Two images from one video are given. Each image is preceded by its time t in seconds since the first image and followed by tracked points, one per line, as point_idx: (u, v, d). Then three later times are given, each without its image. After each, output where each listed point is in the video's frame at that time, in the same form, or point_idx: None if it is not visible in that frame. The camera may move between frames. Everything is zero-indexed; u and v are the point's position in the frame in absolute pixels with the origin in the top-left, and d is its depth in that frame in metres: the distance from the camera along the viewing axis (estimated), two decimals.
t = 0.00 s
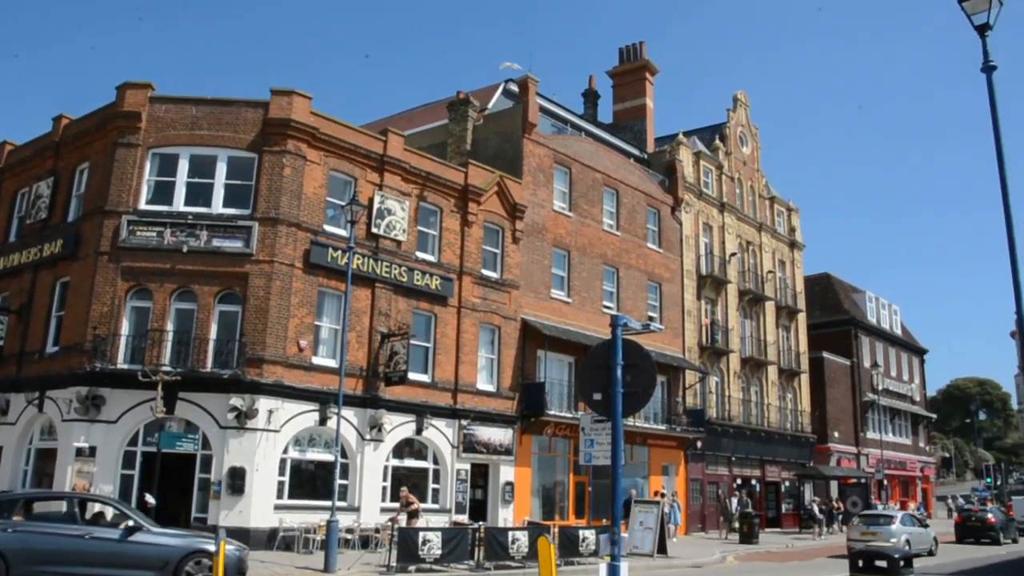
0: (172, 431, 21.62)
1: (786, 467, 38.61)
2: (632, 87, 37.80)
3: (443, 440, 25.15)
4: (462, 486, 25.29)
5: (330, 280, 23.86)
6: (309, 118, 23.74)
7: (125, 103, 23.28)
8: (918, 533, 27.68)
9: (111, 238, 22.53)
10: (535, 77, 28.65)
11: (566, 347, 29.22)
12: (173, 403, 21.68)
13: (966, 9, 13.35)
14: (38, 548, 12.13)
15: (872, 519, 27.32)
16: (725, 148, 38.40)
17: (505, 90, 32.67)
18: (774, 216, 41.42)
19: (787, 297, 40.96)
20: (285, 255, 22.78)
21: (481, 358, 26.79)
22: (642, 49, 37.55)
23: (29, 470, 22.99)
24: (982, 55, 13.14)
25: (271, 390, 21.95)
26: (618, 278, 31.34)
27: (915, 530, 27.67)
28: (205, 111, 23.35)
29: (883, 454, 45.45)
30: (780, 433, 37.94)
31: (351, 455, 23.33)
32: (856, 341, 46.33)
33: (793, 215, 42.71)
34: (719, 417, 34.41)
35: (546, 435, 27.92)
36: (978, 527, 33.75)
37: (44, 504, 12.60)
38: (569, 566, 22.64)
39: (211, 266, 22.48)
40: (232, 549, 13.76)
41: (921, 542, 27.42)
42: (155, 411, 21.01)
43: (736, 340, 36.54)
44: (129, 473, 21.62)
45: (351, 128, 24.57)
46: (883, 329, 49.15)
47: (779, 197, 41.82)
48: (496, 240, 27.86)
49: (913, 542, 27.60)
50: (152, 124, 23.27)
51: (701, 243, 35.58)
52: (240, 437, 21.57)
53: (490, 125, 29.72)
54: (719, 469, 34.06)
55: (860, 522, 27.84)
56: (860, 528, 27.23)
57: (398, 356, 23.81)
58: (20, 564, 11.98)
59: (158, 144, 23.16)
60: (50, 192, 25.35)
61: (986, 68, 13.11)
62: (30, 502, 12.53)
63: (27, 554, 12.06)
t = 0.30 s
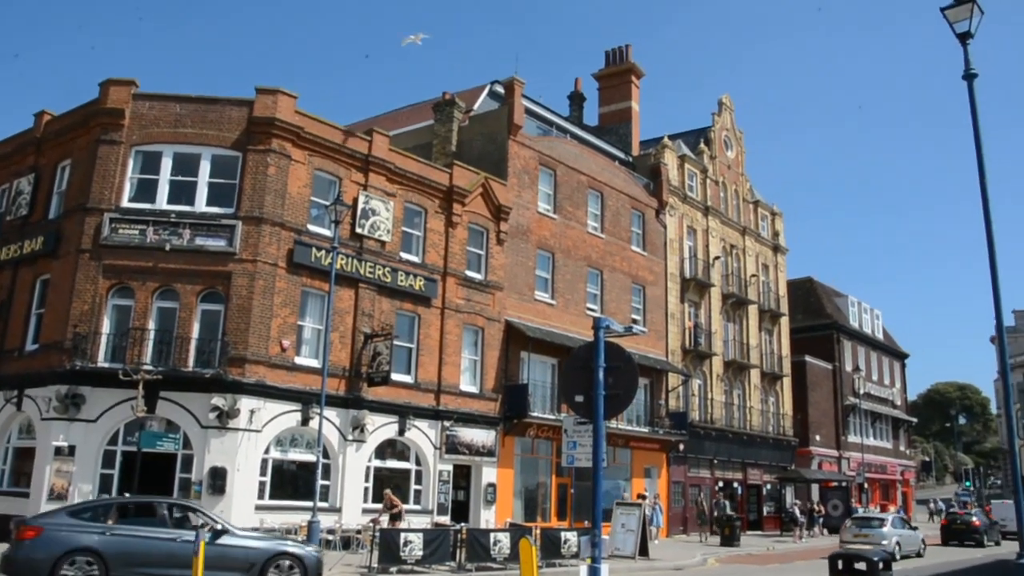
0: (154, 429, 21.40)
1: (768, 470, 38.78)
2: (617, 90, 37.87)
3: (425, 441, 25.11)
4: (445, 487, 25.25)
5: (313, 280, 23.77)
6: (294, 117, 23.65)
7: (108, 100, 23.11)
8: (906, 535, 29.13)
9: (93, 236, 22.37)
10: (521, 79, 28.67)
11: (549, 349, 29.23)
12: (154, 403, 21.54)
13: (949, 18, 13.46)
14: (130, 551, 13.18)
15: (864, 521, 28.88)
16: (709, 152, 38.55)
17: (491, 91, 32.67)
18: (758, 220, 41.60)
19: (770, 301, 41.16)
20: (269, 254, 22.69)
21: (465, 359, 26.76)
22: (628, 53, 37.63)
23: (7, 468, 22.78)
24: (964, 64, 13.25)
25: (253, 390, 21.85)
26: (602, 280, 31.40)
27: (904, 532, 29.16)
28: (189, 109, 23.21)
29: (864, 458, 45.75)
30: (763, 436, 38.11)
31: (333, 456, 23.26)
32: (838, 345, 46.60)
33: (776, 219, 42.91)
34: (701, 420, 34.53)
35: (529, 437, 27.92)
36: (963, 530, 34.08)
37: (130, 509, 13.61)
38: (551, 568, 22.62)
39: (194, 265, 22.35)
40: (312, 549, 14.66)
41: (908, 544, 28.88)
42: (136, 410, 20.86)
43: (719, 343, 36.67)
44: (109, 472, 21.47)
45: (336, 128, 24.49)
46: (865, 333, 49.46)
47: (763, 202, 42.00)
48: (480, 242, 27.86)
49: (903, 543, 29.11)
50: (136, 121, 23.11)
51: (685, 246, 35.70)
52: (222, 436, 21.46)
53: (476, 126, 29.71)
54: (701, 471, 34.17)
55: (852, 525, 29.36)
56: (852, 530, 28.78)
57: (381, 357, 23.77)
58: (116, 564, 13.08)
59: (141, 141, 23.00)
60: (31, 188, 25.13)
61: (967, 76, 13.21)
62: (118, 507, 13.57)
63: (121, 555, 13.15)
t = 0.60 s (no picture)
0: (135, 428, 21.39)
1: (750, 472, 38.94)
2: (603, 92, 37.93)
3: (408, 442, 25.05)
4: (427, 488, 25.20)
5: (297, 280, 23.67)
6: (279, 116, 23.54)
7: (91, 97, 22.92)
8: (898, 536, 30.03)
9: (74, 234, 22.18)
10: (507, 80, 28.66)
11: (533, 351, 29.22)
12: (135, 402, 21.38)
13: (931, 24, 13.55)
14: (222, 553, 13.72)
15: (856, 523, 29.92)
16: (694, 155, 38.68)
17: (476, 92, 32.65)
18: (742, 223, 41.76)
19: (754, 303, 41.33)
20: (252, 253, 22.57)
21: (448, 360, 26.73)
22: (614, 55, 37.69)
23: None
24: (946, 69, 13.34)
25: (236, 390, 21.73)
26: (586, 282, 31.44)
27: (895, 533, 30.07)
28: (173, 107, 23.06)
29: (846, 460, 46.01)
30: (745, 438, 38.26)
31: (316, 456, 23.16)
32: (820, 348, 46.85)
33: (760, 222, 43.09)
34: (685, 422, 34.63)
35: (512, 438, 27.91)
36: (948, 531, 34.36)
37: (215, 514, 14.14)
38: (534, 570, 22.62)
39: (177, 264, 22.22)
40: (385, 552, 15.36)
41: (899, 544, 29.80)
42: (117, 410, 20.71)
43: (702, 345, 36.80)
44: (89, 472, 21.29)
45: (320, 127, 24.39)
46: (847, 336, 49.75)
47: (748, 205, 42.16)
48: (464, 242, 27.83)
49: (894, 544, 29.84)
50: (118, 119, 22.93)
51: (669, 249, 35.81)
52: (204, 436, 21.32)
53: (461, 126, 29.68)
54: (684, 473, 34.27)
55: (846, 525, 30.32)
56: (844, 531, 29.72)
57: (365, 357, 23.65)
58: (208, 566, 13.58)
59: (124, 139, 22.83)
60: (12, 185, 24.90)
61: (949, 81, 13.30)
62: (205, 513, 14.07)
63: (212, 558, 13.66)
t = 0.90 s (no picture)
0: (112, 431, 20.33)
1: (732, 475, 39.10)
2: (587, 94, 38.00)
3: (390, 444, 24.99)
4: (409, 490, 25.14)
5: (279, 281, 23.57)
6: (262, 116, 23.43)
7: (71, 95, 22.73)
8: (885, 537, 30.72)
9: (53, 233, 22.00)
10: (491, 82, 28.66)
11: (515, 353, 29.22)
12: (115, 403, 21.23)
13: (910, 31, 13.68)
14: (304, 557, 14.28)
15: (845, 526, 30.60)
16: (677, 158, 38.83)
17: (460, 94, 32.64)
18: (724, 226, 41.95)
19: (736, 306, 41.52)
20: (234, 254, 22.45)
21: (430, 362, 26.69)
22: (598, 58, 37.77)
23: None
24: (925, 76, 13.47)
25: (216, 391, 21.59)
26: (569, 284, 31.49)
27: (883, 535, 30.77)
28: (154, 106, 22.90)
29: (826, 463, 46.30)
30: (727, 440, 38.41)
31: (297, 458, 23.05)
32: (801, 351, 47.12)
33: (742, 225, 43.30)
34: (666, 424, 34.74)
35: (494, 441, 27.90)
36: (932, 533, 34.63)
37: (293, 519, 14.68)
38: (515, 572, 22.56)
39: (158, 264, 22.07)
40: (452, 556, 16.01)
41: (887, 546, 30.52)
42: (95, 411, 20.54)
43: (684, 348, 36.93)
44: (66, 474, 21.12)
45: (303, 128, 24.30)
46: (829, 340, 50.06)
47: (730, 208, 42.36)
48: (447, 244, 27.80)
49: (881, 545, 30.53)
50: (99, 117, 22.76)
51: (652, 252, 35.93)
52: (184, 438, 21.18)
53: (445, 128, 29.65)
54: (665, 476, 34.36)
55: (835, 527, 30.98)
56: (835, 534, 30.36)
57: (347, 359, 23.55)
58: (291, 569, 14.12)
59: (104, 138, 22.66)
60: None
61: (928, 88, 13.41)
62: (285, 519, 14.63)
63: (295, 561, 14.22)
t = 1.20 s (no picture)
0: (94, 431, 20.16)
1: (716, 476, 39.25)
2: (573, 96, 38.05)
3: (374, 445, 24.94)
4: (393, 491, 25.10)
5: (263, 281, 23.48)
6: (247, 116, 23.33)
7: (54, 92, 22.57)
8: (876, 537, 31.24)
9: (35, 231, 21.84)
10: (477, 83, 28.65)
11: (500, 354, 29.21)
12: (97, 403, 21.09)
13: (894, 35, 13.75)
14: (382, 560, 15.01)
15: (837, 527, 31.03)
16: (662, 160, 38.94)
17: (446, 94, 32.63)
18: (709, 229, 42.09)
19: (720, 308, 41.68)
20: (218, 253, 22.34)
21: (415, 363, 26.66)
22: (585, 59, 37.82)
23: None
24: (909, 80, 13.55)
25: (200, 391, 21.48)
26: (554, 286, 31.53)
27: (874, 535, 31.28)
28: (139, 105, 22.76)
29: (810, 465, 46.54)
30: (711, 442, 38.54)
31: (280, 459, 22.96)
32: (786, 353, 47.34)
33: (727, 227, 43.46)
34: (651, 426, 34.82)
35: (478, 442, 27.91)
36: (917, 534, 34.84)
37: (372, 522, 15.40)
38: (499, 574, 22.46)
39: (141, 263, 21.94)
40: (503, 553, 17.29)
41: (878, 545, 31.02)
42: (77, 411, 20.39)
43: (669, 350, 37.04)
44: (48, 475, 20.96)
45: (288, 127, 24.23)
46: (813, 342, 50.33)
47: (715, 211, 42.51)
48: (432, 245, 27.77)
49: (871, 546, 30.99)
50: (82, 115, 22.61)
51: (637, 253, 36.03)
52: (167, 438, 21.06)
53: (431, 128, 29.62)
54: (649, 477, 34.43)
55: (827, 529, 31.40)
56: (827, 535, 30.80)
57: (331, 359, 23.50)
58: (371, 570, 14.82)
59: (88, 136, 22.51)
60: None
61: (911, 92, 13.49)
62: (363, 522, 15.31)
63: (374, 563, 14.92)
